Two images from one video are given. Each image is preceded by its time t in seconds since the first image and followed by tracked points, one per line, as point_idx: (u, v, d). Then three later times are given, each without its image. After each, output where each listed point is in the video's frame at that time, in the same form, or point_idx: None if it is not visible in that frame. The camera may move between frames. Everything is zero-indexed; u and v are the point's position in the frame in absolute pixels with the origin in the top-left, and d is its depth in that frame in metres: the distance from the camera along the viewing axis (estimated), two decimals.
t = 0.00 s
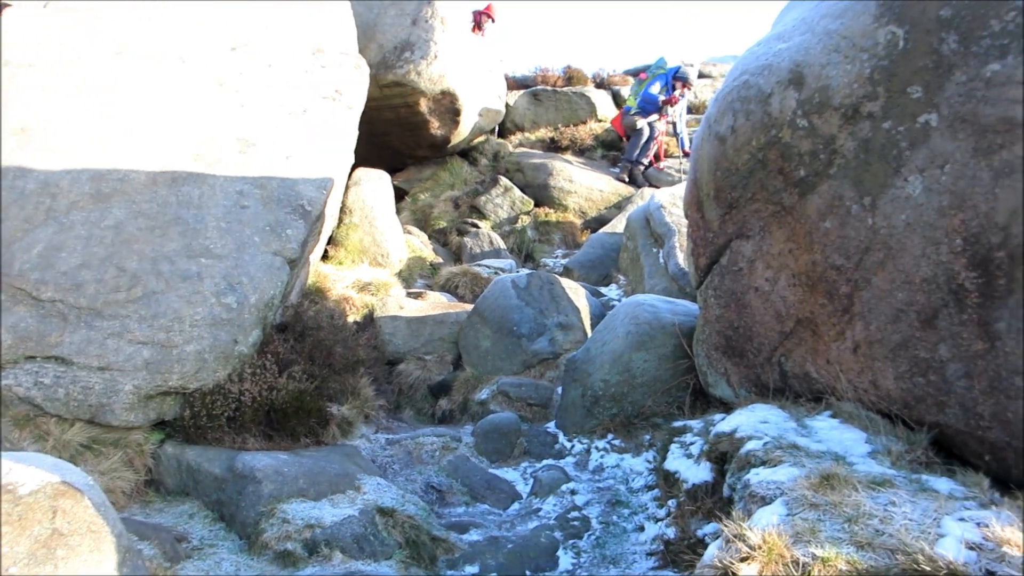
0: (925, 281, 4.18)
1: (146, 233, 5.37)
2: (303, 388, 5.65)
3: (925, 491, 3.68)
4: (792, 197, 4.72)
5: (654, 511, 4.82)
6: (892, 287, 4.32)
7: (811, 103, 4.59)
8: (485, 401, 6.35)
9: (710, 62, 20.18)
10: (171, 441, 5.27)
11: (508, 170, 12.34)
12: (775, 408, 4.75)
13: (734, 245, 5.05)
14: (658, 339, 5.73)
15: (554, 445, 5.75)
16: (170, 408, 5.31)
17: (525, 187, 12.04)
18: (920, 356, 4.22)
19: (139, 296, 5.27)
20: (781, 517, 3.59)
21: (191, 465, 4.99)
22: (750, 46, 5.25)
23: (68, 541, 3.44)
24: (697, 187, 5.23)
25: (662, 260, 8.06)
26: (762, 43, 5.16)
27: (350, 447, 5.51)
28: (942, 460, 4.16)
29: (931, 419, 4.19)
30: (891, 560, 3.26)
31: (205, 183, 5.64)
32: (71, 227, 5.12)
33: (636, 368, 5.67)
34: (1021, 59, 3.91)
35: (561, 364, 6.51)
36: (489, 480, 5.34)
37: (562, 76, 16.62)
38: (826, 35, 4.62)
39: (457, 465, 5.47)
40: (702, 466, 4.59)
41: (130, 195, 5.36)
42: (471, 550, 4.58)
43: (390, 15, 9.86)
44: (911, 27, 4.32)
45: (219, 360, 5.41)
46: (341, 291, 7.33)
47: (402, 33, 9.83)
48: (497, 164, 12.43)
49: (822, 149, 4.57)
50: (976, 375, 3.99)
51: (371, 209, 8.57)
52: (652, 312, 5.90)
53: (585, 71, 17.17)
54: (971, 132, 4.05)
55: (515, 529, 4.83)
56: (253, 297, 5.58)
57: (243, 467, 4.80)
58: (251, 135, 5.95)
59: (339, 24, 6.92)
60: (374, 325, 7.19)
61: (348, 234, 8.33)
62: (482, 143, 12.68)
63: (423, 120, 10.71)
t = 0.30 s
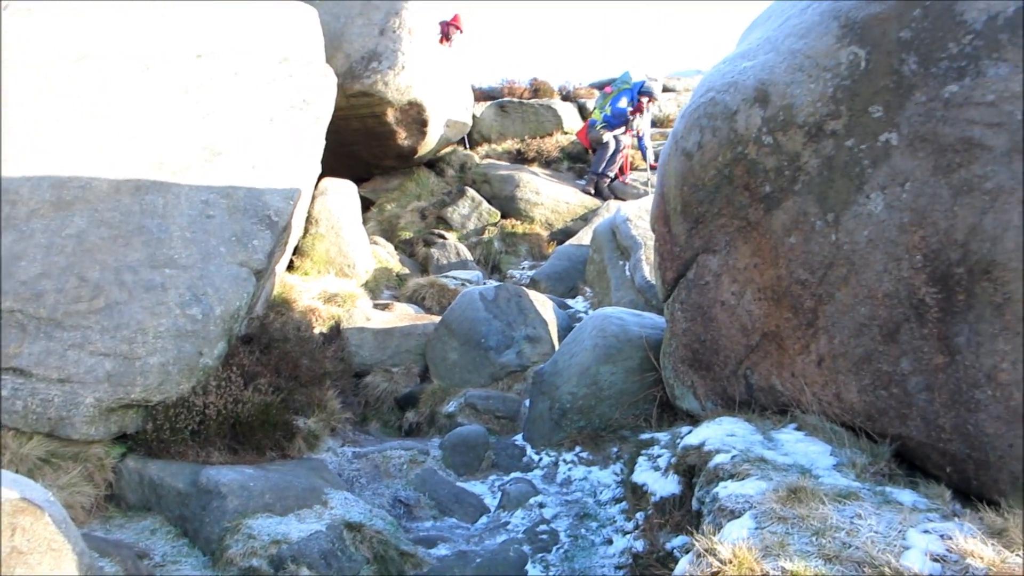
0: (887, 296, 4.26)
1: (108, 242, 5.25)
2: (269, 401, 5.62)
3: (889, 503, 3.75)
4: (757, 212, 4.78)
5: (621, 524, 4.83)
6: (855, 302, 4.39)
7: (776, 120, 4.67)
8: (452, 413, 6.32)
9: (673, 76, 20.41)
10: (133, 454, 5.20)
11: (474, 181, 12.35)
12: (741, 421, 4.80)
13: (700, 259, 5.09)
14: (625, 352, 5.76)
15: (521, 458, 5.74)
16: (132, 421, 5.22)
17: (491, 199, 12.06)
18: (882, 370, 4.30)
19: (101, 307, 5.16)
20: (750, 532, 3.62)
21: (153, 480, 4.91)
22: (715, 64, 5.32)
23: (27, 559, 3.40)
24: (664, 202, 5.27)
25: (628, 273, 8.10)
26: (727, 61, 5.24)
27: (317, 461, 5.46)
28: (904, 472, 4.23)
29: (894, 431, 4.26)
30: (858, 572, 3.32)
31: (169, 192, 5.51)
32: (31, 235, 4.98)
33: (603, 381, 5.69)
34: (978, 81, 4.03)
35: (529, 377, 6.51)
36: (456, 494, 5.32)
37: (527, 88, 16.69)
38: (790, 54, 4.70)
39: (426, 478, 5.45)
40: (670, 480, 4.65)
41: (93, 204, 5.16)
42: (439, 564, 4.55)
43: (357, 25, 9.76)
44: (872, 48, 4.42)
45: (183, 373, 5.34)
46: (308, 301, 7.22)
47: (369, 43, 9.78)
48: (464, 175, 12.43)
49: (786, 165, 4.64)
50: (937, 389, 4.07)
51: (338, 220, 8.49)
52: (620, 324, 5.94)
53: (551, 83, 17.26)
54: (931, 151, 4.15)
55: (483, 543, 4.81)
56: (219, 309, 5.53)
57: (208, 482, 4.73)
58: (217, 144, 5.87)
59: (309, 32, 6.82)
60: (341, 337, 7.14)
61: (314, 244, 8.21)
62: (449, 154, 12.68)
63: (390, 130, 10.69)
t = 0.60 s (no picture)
0: (868, 317, 4.31)
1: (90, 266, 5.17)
2: (253, 425, 5.60)
3: (874, 523, 3.79)
4: (738, 234, 4.82)
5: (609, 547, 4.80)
6: (837, 322, 4.44)
7: (756, 143, 4.72)
8: (437, 436, 6.31)
9: (652, 96, 20.61)
10: (114, 480, 5.19)
11: (456, 202, 12.37)
12: (726, 441, 4.82)
13: (683, 280, 5.12)
14: (609, 373, 5.78)
15: (506, 480, 5.73)
16: (114, 447, 5.20)
17: (473, 220, 12.08)
18: (864, 390, 4.34)
19: (84, 332, 4.92)
20: (739, 555, 3.64)
21: (135, 506, 4.87)
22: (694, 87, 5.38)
23: None
24: (647, 224, 5.31)
25: (610, 293, 8.11)
26: (706, 84, 5.31)
27: (301, 486, 5.43)
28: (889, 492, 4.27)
29: (877, 451, 4.31)
30: None
31: (152, 217, 5.30)
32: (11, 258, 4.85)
33: (588, 403, 5.70)
34: (952, 103, 4.11)
35: (513, 399, 6.50)
36: (442, 518, 5.29)
37: (508, 109, 16.80)
38: (767, 78, 4.77)
39: (411, 502, 5.42)
40: (656, 501, 4.66)
41: (74, 228, 4.74)
42: None
43: (337, 48, 9.83)
44: (847, 72, 4.49)
45: (166, 399, 5.32)
46: (290, 324, 7.17)
47: (349, 66, 9.80)
48: (446, 197, 12.45)
49: (766, 188, 4.69)
50: (918, 409, 4.13)
51: (320, 242, 8.45)
52: (603, 345, 5.97)
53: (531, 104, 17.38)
54: (907, 173, 4.21)
55: (469, 567, 4.80)
56: (202, 333, 5.53)
57: (191, 508, 4.69)
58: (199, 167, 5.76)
59: (284, 56, 6.92)
60: (324, 360, 7.11)
61: (296, 266, 8.17)
62: (431, 176, 12.72)
63: (371, 152, 10.72)
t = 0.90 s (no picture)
0: (861, 341, 4.34)
1: (85, 290, 5.23)
2: (248, 449, 5.55)
3: (869, 548, 3.81)
4: (731, 258, 4.85)
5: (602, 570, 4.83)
6: (829, 346, 4.47)
7: (747, 168, 4.78)
8: (431, 459, 6.29)
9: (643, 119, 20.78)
10: (108, 505, 5.13)
11: (450, 224, 12.40)
12: (721, 465, 4.83)
13: (677, 303, 5.16)
14: (603, 396, 5.79)
15: (501, 504, 5.72)
16: (107, 471, 5.18)
17: (467, 241, 12.11)
18: (858, 413, 4.37)
19: (79, 355, 5.12)
20: None
21: (128, 531, 4.85)
22: (686, 113, 5.45)
23: None
24: (641, 247, 5.35)
25: (604, 315, 8.11)
26: (698, 110, 5.38)
27: (296, 510, 5.41)
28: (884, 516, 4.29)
29: (871, 474, 4.33)
30: None
31: (148, 240, 5.52)
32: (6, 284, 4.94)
33: (582, 426, 5.71)
34: (941, 131, 4.17)
35: (507, 421, 6.51)
36: (436, 541, 5.26)
37: (501, 131, 16.90)
38: (758, 104, 4.84)
39: (405, 525, 5.39)
40: (651, 524, 4.68)
41: (69, 252, 5.18)
42: None
43: (331, 72, 9.89)
44: (838, 99, 4.56)
45: (161, 422, 5.30)
46: (285, 346, 7.17)
47: (343, 89, 9.85)
48: (439, 218, 12.50)
49: (758, 213, 4.74)
50: (911, 433, 4.15)
51: (314, 264, 8.43)
52: (598, 368, 5.98)
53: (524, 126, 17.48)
54: (897, 199, 4.27)
55: None
56: (197, 357, 5.47)
57: (185, 532, 4.68)
58: (190, 192, 5.89)
59: (280, 81, 6.94)
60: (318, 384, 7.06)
61: (290, 288, 8.17)
62: (424, 198, 12.76)
63: (365, 174, 10.77)
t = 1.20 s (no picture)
0: (860, 359, 4.36)
1: (87, 307, 5.25)
2: (248, 465, 5.56)
3: (866, 566, 3.85)
4: (731, 276, 4.88)
5: None
6: (828, 364, 4.49)
7: (747, 187, 4.81)
8: (431, 475, 6.26)
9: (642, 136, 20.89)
10: (107, 521, 5.14)
11: (450, 240, 12.43)
12: (721, 482, 4.84)
13: (677, 321, 5.18)
14: (603, 412, 5.80)
15: (500, 521, 5.71)
16: (108, 487, 5.18)
17: (467, 257, 12.14)
18: (857, 432, 4.39)
19: (79, 372, 5.13)
20: None
21: (128, 547, 4.85)
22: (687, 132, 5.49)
23: None
24: (641, 264, 5.38)
25: (604, 331, 8.14)
26: (698, 129, 5.42)
27: (295, 526, 5.41)
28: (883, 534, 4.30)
29: (870, 492, 4.34)
30: None
31: (149, 257, 5.56)
32: (7, 299, 5.04)
33: (582, 442, 5.71)
34: (939, 152, 4.21)
35: (507, 438, 6.51)
36: (436, 558, 5.21)
37: (500, 148, 16.98)
38: (758, 124, 4.88)
39: (404, 542, 5.34)
40: (650, 541, 4.71)
41: (70, 268, 5.26)
42: None
43: (332, 89, 9.90)
44: (837, 119, 4.60)
45: (161, 438, 5.30)
46: (285, 362, 7.18)
47: (344, 106, 9.91)
48: (439, 234, 12.54)
49: (758, 231, 4.77)
50: (911, 451, 4.17)
51: (314, 280, 8.44)
52: (598, 384, 5.99)
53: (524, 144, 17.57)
54: (896, 219, 4.30)
55: None
56: (198, 373, 5.48)
57: (186, 549, 4.69)
58: (193, 209, 5.91)
59: (282, 98, 6.91)
60: (317, 400, 7.05)
61: (290, 304, 8.17)
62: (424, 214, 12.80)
63: (365, 191, 10.80)
